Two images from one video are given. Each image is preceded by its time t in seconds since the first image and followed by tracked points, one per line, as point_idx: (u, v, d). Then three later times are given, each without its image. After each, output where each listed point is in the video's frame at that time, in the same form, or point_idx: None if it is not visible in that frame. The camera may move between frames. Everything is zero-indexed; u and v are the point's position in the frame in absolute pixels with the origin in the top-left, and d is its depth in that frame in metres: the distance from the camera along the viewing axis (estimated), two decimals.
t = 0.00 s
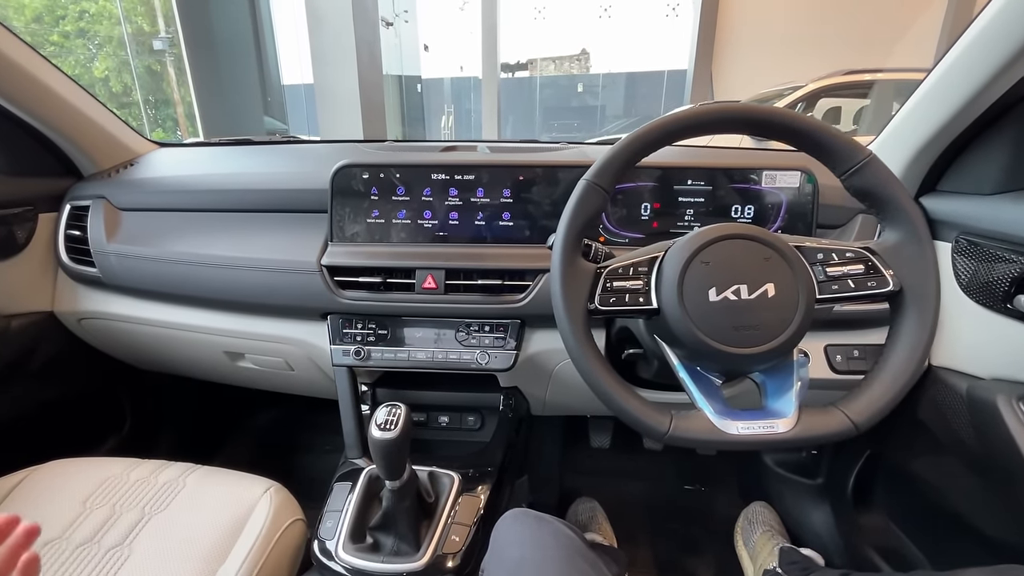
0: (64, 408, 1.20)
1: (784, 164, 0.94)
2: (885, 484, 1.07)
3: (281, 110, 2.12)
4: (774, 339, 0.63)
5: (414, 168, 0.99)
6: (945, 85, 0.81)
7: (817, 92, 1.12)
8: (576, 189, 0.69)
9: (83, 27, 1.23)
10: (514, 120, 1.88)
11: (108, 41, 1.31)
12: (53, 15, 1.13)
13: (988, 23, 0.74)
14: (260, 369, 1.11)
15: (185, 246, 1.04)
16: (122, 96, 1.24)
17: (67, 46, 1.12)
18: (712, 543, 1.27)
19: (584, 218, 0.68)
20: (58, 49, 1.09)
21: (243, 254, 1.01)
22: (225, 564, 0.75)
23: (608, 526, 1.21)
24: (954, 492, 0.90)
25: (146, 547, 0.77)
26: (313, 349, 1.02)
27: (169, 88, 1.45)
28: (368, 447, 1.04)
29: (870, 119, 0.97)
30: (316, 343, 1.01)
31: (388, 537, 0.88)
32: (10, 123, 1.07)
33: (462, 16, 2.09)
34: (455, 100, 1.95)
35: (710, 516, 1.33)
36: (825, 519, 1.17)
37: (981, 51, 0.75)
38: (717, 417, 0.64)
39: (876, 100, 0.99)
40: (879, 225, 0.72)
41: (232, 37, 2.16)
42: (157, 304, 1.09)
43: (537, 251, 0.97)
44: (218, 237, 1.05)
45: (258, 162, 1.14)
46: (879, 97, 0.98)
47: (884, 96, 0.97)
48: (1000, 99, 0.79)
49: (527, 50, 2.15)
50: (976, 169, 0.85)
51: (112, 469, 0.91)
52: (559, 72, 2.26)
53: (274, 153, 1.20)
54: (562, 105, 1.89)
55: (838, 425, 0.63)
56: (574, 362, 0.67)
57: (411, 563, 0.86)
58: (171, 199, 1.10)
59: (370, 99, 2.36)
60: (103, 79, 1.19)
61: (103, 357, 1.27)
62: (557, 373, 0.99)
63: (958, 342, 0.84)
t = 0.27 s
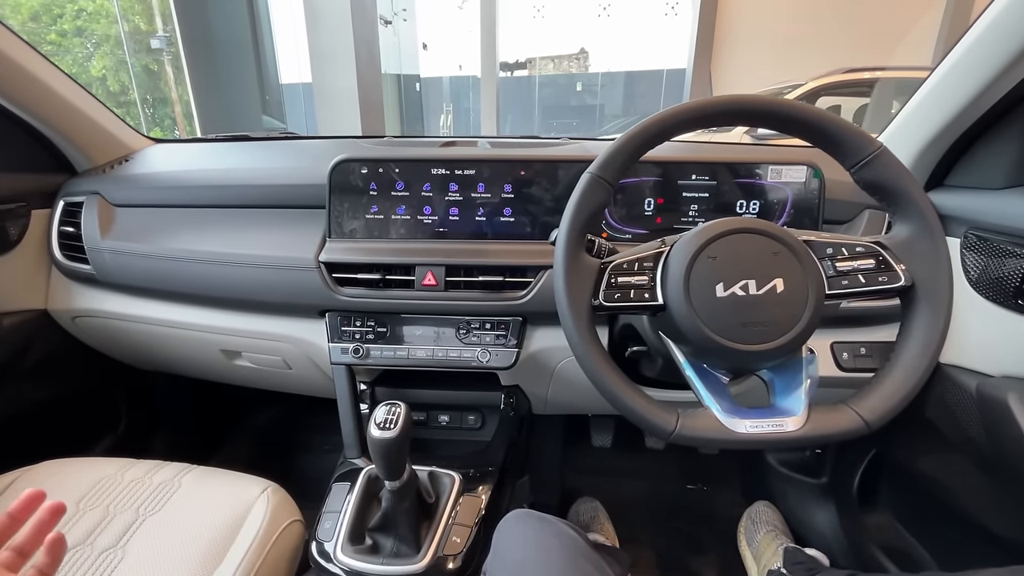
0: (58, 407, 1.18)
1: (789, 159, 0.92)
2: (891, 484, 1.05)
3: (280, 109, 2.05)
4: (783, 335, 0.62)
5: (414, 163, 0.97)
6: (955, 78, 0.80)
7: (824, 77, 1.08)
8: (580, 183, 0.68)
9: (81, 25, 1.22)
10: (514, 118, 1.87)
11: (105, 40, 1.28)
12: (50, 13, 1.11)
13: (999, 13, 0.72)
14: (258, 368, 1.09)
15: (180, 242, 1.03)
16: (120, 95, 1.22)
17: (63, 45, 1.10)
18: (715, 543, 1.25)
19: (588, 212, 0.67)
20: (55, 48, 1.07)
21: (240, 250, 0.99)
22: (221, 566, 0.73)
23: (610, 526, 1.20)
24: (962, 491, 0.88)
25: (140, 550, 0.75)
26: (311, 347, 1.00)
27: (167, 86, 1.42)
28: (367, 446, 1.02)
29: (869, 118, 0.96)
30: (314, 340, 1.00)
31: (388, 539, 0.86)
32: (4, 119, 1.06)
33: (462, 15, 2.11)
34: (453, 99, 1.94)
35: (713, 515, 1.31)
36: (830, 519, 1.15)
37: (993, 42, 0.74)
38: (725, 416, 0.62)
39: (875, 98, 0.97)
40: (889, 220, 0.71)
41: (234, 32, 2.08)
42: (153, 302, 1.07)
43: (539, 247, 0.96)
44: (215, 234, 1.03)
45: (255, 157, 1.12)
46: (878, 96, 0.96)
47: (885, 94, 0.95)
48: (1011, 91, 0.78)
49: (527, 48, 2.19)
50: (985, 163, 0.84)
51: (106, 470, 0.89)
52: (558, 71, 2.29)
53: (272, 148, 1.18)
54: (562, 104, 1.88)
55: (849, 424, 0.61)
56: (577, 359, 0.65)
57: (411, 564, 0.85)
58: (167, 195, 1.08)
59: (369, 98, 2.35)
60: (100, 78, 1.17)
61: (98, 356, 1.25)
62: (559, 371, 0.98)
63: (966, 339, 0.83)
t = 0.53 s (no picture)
0: (56, 406, 1.17)
1: (792, 155, 0.92)
2: (894, 482, 1.05)
3: (278, 108, 2.00)
4: (789, 331, 0.61)
5: (415, 159, 0.97)
6: (960, 73, 0.79)
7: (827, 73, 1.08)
8: (582, 179, 0.67)
9: (78, 23, 1.18)
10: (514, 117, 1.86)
11: (102, 39, 1.23)
12: (46, 12, 1.09)
13: (1005, 6, 0.72)
14: (257, 366, 1.08)
15: (179, 240, 1.02)
16: (117, 92, 1.22)
17: (59, 44, 1.08)
18: (717, 541, 1.25)
19: (590, 208, 0.66)
20: (52, 45, 1.07)
21: (239, 248, 0.98)
22: (221, 566, 0.73)
23: (611, 524, 1.20)
24: (966, 489, 0.88)
25: (138, 550, 0.74)
26: (310, 345, 1.00)
27: (165, 86, 1.37)
28: (367, 445, 1.01)
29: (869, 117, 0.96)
30: (314, 338, 0.99)
31: (389, 538, 0.86)
32: None
33: (460, 13, 2.04)
34: (452, 99, 1.94)
35: (714, 514, 1.31)
36: (832, 517, 1.15)
37: (998, 36, 0.73)
38: (730, 413, 0.62)
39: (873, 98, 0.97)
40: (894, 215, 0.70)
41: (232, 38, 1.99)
42: (151, 300, 1.06)
43: (540, 243, 0.95)
44: (213, 231, 1.02)
45: (254, 154, 1.12)
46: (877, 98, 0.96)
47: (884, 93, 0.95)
48: (1016, 86, 0.77)
49: (526, 47, 2.15)
50: (989, 159, 0.83)
51: (104, 470, 0.88)
52: (557, 71, 2.23)
53: (270, 145, 1.18)
54: (561, 103, 1.88)
55: (855, 421, 0.61)
56: (580, 356, 0.65)
57: (412, 564, 0.84)
58: (165, 192, 1.07)
59: (368, 97, 2.34)
60: (97, 77, 1.16)
61: (95, 354, 1.24)
62: (561, 369, 0.97)
63: (970, 336, 0.82)
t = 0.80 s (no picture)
0: (55, 405, 1.18)
1: (784, 156, 0.93)
2: (885, 479, 1.06)
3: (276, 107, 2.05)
4: (778, 330, 0.62)
5: (411, 160, 0.97)
6: (949, 75, 0.80)
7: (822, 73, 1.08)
8: (576, 180, 0.68)
9: (75, 22, 1.19)
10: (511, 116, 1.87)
11: (99, 38, 1.24)
12: (43, 11, 1.10)
13: (992, 9, 0.73)
14: (255, 365, 1.09)
15: (177, 240, 1.03)
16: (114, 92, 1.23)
17: (56, 42, 1.10)
18: (711, 537, 1.26)
19: (584, 209, 0.67)
20: (48, 45, 1.08)
21: (237, 248, 0.99)
22: (221, 562, 0.74)
23: (607, 521, 1.21)
24: (954, 485, 0.89)
25: (139, 546, 0.75)
26: (308, 345, 1.01)
27: (163, 85, 1.37)
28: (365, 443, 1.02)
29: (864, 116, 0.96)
30: (311, 338, 1.00)
31: (386, 534, 0.87)
32: None
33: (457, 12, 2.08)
34: (450, 98, 1.94)
35: (709, 511, 1.32)
36: (825, 514, 1.16)
37: (986, 39, 0.74)
38: (720, 410, 0.63)
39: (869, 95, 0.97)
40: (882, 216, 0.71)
41: (231, 40, 1.99)
42: (150, 300, 1.07)
43: (536, 243, 0.96)
44: (211, 232, 1.03)
45: (251, 154, 1.12)
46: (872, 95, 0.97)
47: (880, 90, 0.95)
48: (1003, 88, 0.78)
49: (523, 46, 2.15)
50: (978, 160, 0.85)
51: (104, 468, 0.89)
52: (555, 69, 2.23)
53: (268, 146, 1.18)
54: (558, 102, 1.89)
55: (842, 418, 0.62)
56: (573, 354, 0.66)
57: (409, 560, 0.85)
58: (164, 193, 1.08)
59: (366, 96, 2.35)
60: (93, 76, 1.17)
61: (94, 353, 1.25)
62: (556, 367, 0.98)
63: (958, 335, 0.84)
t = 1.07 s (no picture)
0: (53, 404, 1.19)
1: (776, 156, 0.94)
2: (875, 475, 1.08)
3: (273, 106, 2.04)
4: (766, 328, 0.63)
5: (407, 160, 0.98)
6: (937, 76, 0.81)
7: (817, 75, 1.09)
8: (568, 180, 0.69)
9: (71, 21, 1.20)
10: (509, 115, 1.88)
11: (96, 37, 1.26)
12: (40, 10, 1.12)
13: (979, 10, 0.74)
14: (252, 363, 1.10)
15: (174, 240, 1.03)
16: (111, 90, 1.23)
17: (53, 41, 1.11)
18: (705, 534, 1.28)
19: (576, 208, 0.68)
20: (45, 43, 1.08)
21: (234, 247, 1.00)
22: (216, 559, 0.74)
23: (601, 518, 1.22)
24: (943, 481, 0.91)
25: (135, 544, 0.76)
26: (304, 343, 1.01)
27: (160, 84, 1.37)
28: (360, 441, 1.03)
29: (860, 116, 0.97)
30: (307, 336, 1.01)
31: (381, 531, 0.88)
32: None
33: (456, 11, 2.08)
34: (448, 97, 1.94)
35: (703, 508, 1.33)
36: (817, 510, 1.18)
37: (972, 41, 0.76)
38: (709, 406, 0.64)
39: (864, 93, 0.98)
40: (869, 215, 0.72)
41: (229, 39, 2.02)
42: (147, 299, 1.08)
43: (530, 242, 0.97)
44: (208, 231, 1.04)
45: (248, 154, 1.13)
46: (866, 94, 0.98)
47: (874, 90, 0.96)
48: (991, 89, 0.79)
49: (521, 45, 2.18)
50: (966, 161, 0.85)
51: (101, 466, 0.90)
52: (553, 68, 2.30)
53: (264, 145, 1.19)
54: (556, 101, 1.90)
55: (829, 414, 0.63)
56: (565, 351, 0.67)
57: (403, 555, 0.86)
58: (160, 193, 1.09)
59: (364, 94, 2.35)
60: (90, 74, 1.17)
61: (92, 352, 1.26)
62: (550, 365, 0.99)
63: (947, 332, 0.85)
